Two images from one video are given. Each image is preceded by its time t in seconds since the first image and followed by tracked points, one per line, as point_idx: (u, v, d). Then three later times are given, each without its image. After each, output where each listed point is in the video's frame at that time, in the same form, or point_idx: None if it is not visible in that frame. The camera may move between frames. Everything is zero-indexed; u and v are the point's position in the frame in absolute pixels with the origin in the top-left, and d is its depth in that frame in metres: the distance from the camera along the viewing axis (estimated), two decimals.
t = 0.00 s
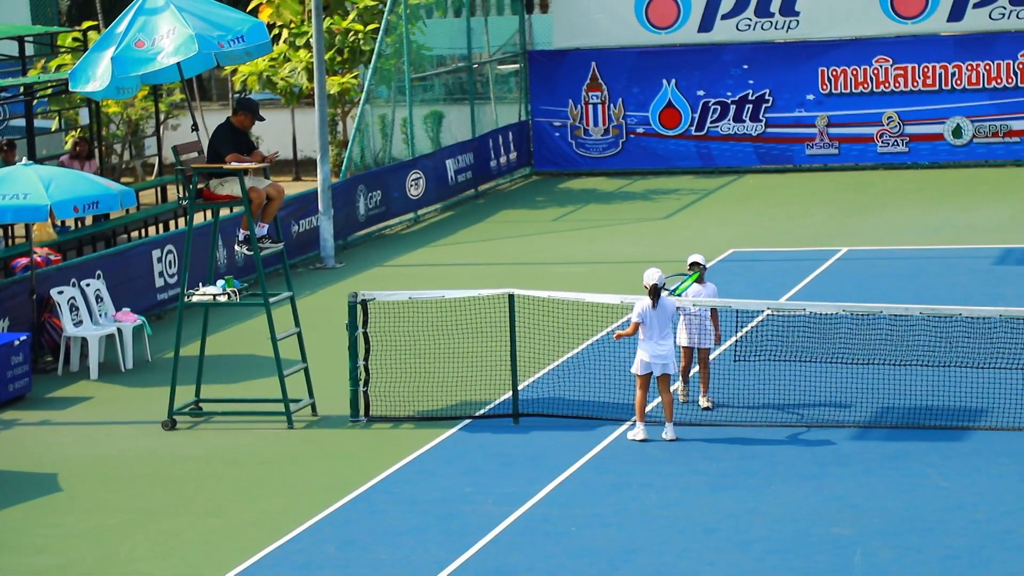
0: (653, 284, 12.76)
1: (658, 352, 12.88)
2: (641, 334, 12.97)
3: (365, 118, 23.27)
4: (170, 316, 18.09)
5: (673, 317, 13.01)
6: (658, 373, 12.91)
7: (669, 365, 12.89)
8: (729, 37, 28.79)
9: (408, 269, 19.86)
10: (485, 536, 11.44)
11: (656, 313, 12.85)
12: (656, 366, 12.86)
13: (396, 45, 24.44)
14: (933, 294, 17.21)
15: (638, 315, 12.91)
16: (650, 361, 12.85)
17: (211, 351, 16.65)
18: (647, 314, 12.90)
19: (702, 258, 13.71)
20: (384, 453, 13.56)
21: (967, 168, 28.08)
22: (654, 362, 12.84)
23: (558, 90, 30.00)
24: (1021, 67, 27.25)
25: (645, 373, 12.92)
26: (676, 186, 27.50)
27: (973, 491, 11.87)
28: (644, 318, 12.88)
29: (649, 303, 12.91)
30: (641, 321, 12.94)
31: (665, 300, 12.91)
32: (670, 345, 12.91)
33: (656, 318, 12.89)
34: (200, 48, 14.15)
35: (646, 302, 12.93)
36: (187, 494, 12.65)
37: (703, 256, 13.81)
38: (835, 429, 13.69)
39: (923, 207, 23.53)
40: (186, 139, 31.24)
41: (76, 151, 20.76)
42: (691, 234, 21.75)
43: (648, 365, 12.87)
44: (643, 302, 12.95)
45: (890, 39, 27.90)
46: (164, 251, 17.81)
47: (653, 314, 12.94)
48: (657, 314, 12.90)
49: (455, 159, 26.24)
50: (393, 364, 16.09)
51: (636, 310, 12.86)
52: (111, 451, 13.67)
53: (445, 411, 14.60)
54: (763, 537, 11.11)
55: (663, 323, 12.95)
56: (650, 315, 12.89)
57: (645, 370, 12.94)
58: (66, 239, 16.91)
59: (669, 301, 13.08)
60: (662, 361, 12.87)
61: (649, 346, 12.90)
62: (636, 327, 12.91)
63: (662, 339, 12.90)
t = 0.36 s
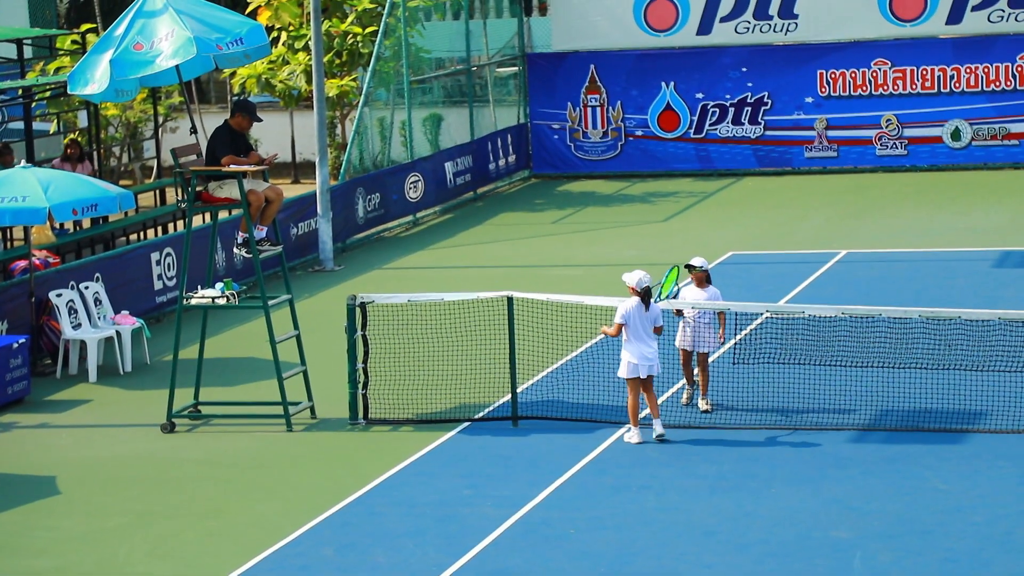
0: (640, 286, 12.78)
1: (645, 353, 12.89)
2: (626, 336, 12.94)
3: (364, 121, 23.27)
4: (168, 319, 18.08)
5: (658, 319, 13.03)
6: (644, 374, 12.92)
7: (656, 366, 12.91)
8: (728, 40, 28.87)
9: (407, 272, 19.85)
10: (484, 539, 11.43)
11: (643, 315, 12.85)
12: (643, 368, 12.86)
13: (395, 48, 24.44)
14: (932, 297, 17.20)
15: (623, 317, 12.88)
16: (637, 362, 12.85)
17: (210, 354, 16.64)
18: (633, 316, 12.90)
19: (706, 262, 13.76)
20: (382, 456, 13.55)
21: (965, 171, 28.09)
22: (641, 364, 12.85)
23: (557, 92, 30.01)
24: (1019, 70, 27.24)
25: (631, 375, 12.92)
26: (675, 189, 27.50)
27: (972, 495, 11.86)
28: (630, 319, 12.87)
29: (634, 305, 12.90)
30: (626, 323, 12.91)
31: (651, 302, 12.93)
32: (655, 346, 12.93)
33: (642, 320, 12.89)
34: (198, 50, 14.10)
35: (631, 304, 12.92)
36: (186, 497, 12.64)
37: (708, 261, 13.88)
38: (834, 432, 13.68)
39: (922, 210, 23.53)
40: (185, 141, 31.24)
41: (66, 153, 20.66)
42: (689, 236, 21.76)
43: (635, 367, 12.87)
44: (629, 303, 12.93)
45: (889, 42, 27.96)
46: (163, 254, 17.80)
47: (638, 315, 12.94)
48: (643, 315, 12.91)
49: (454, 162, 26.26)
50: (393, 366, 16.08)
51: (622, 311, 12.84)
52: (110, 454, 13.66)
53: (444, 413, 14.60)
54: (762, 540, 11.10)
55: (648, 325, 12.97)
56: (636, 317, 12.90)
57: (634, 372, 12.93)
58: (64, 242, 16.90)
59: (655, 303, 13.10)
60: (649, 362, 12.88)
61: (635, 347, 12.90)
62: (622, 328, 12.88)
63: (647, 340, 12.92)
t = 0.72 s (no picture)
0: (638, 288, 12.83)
1: (637, 355, 12.92)
2: (619, 339, 12.90)
3: (365, 124, 23.26)
4: (170, 321, 18.07)
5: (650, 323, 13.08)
6: (635, 376, 12.95)
7: (648, 369, 12.96)
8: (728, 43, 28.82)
9: (408, 274, 19.85)
10: (485, 542, 11.42)
11: (639, 317, 12.87)
12: (636, 370, 12.89)
13: (396, 50, 24.44)
14: (935, 300, 17.19)
15: (618, 320, 12.83)
16: (632, 364, 12.86)
17: (212, 356, 16.64)
18: (628, 319, 12.86)
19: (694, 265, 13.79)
20: (384, 458, 13.56)
21: (967, 174, 28.07)
22: (635, 366, 12.87)
23: (558, 95, 30.00)
24: (1021, 73, 27.24)
25: (623, 377, 12.92)
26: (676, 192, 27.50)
27: (974, 497, 11.85)
28: (626, 321, 12.85)
29: (630, 307, 12.90)
30: (620, 325, 12.87)
31: (646, 305, 12.97)
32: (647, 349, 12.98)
33: (637, 322, 12.89)
34: (200, 53, 13.99)
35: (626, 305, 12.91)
36: (187, 500, 12.64)
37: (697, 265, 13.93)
38: (835, 435, 13.68)
39: (925, 213, 23.51)
40: (186, 144, 31.24)
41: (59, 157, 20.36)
42: (691, 239, 21.76)
43: (628, 369, 12.87)
44: (624, 306, 12.87)
45: (891, 45, 27.97)
46: (165, 256, 17.80)
47: (633, 318, 12.91)
48: (638, 317, 12.93)
49: (456, 164, 26.25)
50: (394, 369, 16.08)
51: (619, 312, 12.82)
52: (111, 457, 13.66)
53: (447, 416, 14.60)
54: (764, 543, 11.09)
55: (640, 327, 12.96)
56: (632, 319, 12.87)
57: (626, 374, 12.95)
58: (65, 245, 16.88)
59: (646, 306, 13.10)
60: (642, 365, 12.91)
61: (627, 349, 12.91)
62: (617, 331, 12.83)
63: (640, 343, 12.95)
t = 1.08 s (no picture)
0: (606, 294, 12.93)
1: (617, 360, 12.97)
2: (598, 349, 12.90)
3: (369, 125, 23.27)
4: (174, 323, 18.08)
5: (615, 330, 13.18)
6: (620, 382, 12.97)
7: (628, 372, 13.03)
8: (733, 45, 28.87)
9: (412, 276, 19.84)
10: (488, 543, 11.42)
11: (613, 322, 12.95)
12: (621, 375, 12.91)
13: (400, 52, 24.44)
14: (938, 301, 17.18)
15: (595, 328, 12.86)
16: (619, 369, 12.91)
17: (215, 357, 16.62)
18: (603, 326, 12.93)
19: (677, 268, 14.04)
20: (388, 460, 13.55)
21: (971, 176, 28.05)
22: (621, 371, 12.90)
23: (562, 97, 29.97)
24: None
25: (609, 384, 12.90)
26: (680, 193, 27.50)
27: (978, 499, 11.84)
28: (603, 329, 12.92)
29: (600, 316, 12.95)
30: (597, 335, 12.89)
31: (612, 312, 13.07)
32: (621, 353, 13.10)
33: (610, 329, 12.97)
34: (204, 55, 13.83)
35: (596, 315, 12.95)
36: (190, 502, 12.65)
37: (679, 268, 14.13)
38: (839, 436, 13.66)
39: (929, 215, 23.47)
40: (190, 145, 31.29)
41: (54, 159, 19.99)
42: (694, 240, 21.76)
43: (613, 374, 12.88)
44: (596, 315, 12.92)
45: (895, 47, 27.96)
46: (169, 258, 17.81)
47: (605, 325, 12.98)
48: (610, 324, 13.00)
49: (459, 165, 26.26)
50: (397, 370, 16.06)
51: (595, 323, 12.84)
52: (114, 458, 13.67)
53: (450, 418, 14.59)
54: (767, 545, 11.09)
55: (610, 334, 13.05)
56: (606, 327, 12.95)
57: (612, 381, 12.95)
58: (70, 245, 16.90)
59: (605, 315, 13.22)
60: (624, 369, 12.96)
61: (606, 356, 12.93)
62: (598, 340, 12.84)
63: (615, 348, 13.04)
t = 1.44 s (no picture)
0: (576, 293, 13.06)
1: (586, 360, 13.13)
2: (568, 347, 13.03)
3: (377, 126, 23.30)
4: (184, 323, 18.10)
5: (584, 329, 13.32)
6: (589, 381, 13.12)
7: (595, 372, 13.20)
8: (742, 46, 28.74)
9: (421, 276, 19.86)
10: (497, 544, 11.44)
11: (583, 322, 13.09)
12: (590, 375, 13.07)
13: (409, 53, 24.45)
14: (948, 303, 17.15)
15: (566, 327, 12.99)
16: (587, 369, 13.06)
17: (224, 358, 16.63)
18: (573, 325, 13.04)
19: (647, 270, 14.03)
20: (396, 461, 13.57)
21: (980, 177, 27.99)
22: (590, 371, 13.07)
23: (571, 99, 29.99)
24: None
25: (578, 384, 13.07)
26: (689, 194, 27.49)
27: (987, 501, 11.83)
28: (574, 328, 13.04)
29: (570, 315, 13.09)
30: (568, 334, 13.01)
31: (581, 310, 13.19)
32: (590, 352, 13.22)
33: (580, 328, 13.11)
34: (213, 56, 13.81)
35: (566, 314, 13.08)
36: (199, 503, 12.67)
37: (649, 271, 14.11)
38: (848, 438, 13.66)
39: (938, 216, 23.44)
40: (199, 146, 31.34)
41: (58, 160, 19.62)
42: (703, 241, 21.74)
43: (583, 374, 13.05)
44: (567, 314, 13.04)
45: (904, 47, 27.96)
46: (178, 258, 17.83)
47: (576, 324, 13.10)
48: (580, 323, 13.15)
49: (468, 167, 26.27)
50: (404, 371, 16.07)
51: (567, 321, 12.98)
52: (124, 459, 13.69)
53: (459, 419, 14.59)
54: (775, 545, 11.09)
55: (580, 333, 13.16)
56: (576, 326, 13.07)
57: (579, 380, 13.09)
58: (80, 246, 16.91)
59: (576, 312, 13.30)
60: (592, 369, 13.12)
61: (576, 355, 13.09)
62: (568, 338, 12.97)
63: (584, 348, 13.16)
